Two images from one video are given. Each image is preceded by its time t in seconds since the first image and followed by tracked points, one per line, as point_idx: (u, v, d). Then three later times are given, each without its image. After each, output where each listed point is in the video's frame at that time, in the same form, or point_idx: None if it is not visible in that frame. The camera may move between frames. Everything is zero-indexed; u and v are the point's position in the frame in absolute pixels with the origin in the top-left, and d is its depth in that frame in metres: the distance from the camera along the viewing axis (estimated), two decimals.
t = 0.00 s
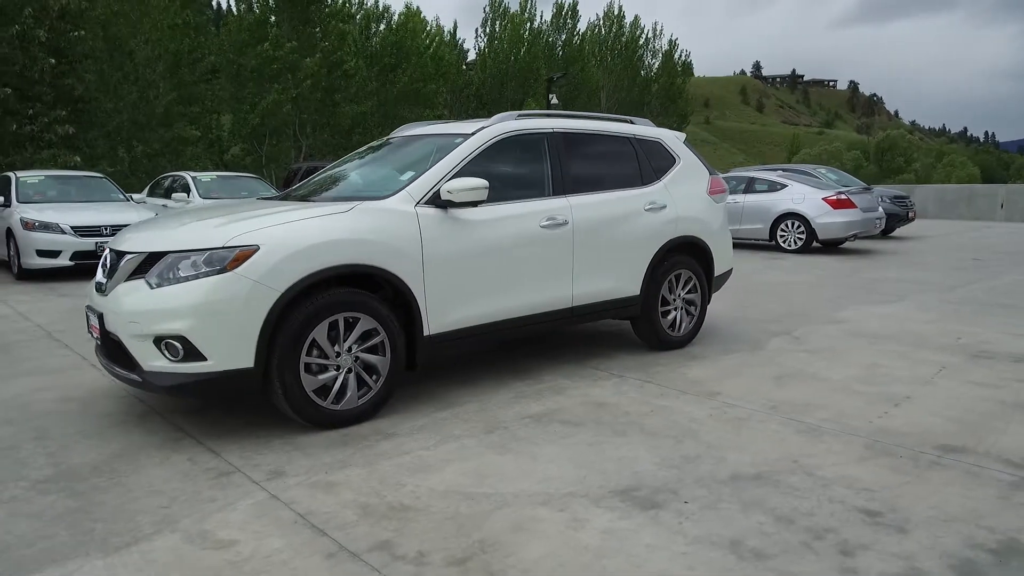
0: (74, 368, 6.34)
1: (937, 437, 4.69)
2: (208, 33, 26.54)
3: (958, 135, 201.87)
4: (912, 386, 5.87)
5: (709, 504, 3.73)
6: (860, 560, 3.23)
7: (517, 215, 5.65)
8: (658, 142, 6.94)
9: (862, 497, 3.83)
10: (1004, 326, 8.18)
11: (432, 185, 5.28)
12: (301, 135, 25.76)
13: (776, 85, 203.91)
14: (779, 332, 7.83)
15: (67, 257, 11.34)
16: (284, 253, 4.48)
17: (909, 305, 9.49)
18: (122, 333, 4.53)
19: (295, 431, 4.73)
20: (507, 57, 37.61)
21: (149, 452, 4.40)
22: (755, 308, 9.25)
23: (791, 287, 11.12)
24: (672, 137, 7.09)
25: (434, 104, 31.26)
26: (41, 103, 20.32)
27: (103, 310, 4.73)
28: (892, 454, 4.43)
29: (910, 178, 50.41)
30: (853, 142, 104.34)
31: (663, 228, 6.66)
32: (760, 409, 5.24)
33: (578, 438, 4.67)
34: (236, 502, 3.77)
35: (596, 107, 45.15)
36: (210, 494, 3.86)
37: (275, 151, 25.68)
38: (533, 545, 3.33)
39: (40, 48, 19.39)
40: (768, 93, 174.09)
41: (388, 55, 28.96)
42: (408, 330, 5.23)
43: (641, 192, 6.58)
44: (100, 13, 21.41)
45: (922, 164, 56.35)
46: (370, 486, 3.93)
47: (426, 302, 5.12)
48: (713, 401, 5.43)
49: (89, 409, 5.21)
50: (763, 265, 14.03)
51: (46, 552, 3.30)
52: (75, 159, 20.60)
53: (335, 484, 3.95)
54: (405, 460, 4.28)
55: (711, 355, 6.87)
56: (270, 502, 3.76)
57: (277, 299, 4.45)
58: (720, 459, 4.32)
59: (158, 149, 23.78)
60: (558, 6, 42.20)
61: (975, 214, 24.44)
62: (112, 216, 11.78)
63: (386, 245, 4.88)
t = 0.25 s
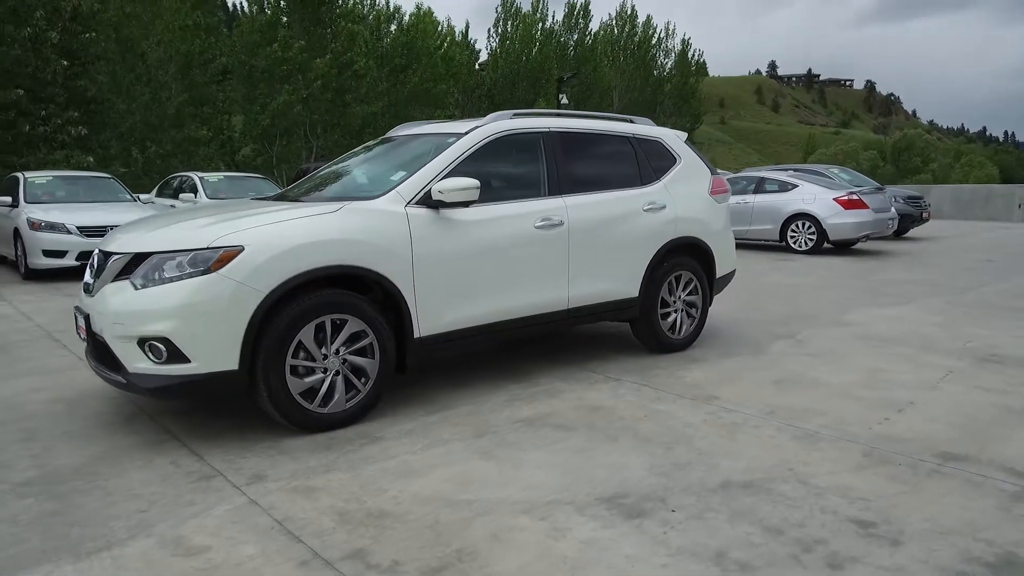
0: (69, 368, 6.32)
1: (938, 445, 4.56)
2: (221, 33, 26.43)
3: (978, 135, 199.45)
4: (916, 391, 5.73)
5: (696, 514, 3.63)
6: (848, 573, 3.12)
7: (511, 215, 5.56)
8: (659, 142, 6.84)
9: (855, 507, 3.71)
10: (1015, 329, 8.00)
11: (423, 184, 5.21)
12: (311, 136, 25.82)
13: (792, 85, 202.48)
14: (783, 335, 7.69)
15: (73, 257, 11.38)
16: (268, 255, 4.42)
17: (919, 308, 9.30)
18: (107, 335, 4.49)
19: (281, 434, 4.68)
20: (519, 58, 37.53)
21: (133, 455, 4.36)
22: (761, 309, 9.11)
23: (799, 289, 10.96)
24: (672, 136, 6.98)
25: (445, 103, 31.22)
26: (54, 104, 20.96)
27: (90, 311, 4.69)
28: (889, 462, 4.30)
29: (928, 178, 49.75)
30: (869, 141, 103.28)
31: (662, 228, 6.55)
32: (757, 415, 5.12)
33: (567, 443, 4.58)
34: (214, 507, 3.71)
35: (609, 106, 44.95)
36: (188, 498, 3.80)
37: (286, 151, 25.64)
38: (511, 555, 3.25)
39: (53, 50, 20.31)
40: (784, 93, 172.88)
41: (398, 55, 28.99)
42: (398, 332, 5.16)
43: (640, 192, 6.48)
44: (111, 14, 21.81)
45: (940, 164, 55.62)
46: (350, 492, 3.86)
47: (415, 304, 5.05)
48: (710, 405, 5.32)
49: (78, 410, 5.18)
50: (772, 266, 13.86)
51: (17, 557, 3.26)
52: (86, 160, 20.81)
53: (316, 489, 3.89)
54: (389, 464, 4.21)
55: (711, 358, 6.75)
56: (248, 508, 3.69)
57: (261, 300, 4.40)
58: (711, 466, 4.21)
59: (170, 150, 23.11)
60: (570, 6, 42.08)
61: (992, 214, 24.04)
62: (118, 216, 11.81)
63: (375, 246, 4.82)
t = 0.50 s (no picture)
0: (77, 368, 6.34)
1: (951, 455, 4.40)
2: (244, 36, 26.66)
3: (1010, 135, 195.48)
4: (932, 398, 5.56)
5: (693, 524, 3.52)
6: None
7: (514, 217, 5.49)
8: (668, 142, 6.74)
9: (860, 520, 3.58)
10: None
11: (424, 186, 5.16)
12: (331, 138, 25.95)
13: (819, 85, 200.06)
14: (797, 339, 7.52)
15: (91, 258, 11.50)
16: (265, 257, 4.40)
17: (940, 312, 9.07)
18: (106, 337, 4.49)
19: (279, 438, 4.65)
20: (539, 58, 37.47)
21: (130, 457, 4.34)
22: (776, 313, 8.95)
23: (817, 292, 10.75)
24: (682, 137, 6.88)
25: (464, 104, 31.23)
26: (80, 107, 21.27)
27: (90, 312, 4.70)
28: (899, 472, 4.16)
29: (957, 180, 48.76)
30: (898, 141, 101.61)
31: (671, 230, 6.45)
32: (764, 422, 4.99)
33: (568, 449, 4.49)
34: (204, 510, 3.67)
35: (631, 107, 44.67)
36: (180, 501, 3.77)
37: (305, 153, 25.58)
38: (500, 565, 3.17)
39: (78, 54, 20.73)
40: (811, 93, 170.84)
41: (418, 57, 29.24)
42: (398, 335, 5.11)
43: (647, 194, 6.38)
44: (137, 17, 22.58)
45: (970, 164, 54.49)
46: (342, 497, 3.81)
47: (415, 306, 5.00)
48: (717, 412, 5.20)
49: (82, 410, 5.19)
50: (793, 269, 13.63)
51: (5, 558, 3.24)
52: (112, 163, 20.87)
53: (308, 494, 3.84)
54: (384, 470, 4.15)
55: (723, 362, 6.61)
56: (239, 511, 3.65)
57: (257, 303, 4.37)
58: (713, 474, 4.10)
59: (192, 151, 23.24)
60: (591, 6, 41.91)
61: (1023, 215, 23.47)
62: (136, 217, 11.91)
63: (374, 248, 4.79)
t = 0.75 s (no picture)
0: (97, 364, 6.46)
1: (968, 462, 4.26)
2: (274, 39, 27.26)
3: None
4: (954, 404, 5.39)
5: (691, 529, 3.45)
6: None
7: (524, 216, 5.46)
8: (685, 141, 6.65)
9: (865, 527, 3.49)
10: None
11: (433, 185, 5.16)
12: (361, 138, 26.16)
13: (857, 83, 196.44)
14: (819, 342, 7.36)
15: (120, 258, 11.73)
16: (271, 255, 4.44)
17: (971, 316, 8.81)
18: (117, 334, 4.56)
19: (286, 435, 4.68)
20: (569, 58, 37.35)
21: (138, 453, 4.41)
22: (799, 316, 8.78)
23: (845, 295, 10.52)
24: (700, 135, 6.78)
25: (492, 105, 31.26)
26: (116, 109, 21.77)
27: (104, 310, 4.79)
28: (911, 479, 4.04)
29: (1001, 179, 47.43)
30: (939, 140, 99.25)
31: (686, 230, 6.36)
32: (776, 426, 4.89)
33: (572, 451, 4.44)
34: (204, 506, 3.70)
35: (662, 107, 44.30)
36: (183, 496, 3.82)
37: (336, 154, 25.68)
38: (491, 567, 3.14)
39: (113, 57, 21.27)
40: (849, 92, 167.80)
41: (447, 58, 29.27)
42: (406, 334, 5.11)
43: (663, 193, 6.30)
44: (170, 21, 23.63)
45: (1014, 163, 52.95)
46: (341, 495, 3.82)
47: (422, 305, 5.00)
48: (728, 415, 5.11)
49: (97, 406, 5.27)
50: (821, 271, 13.36)
51: (7, 550, 3.31)
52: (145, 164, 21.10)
53: (307, 491, 3.85)
54: (385, 469, 4.15)
55: (739, 364, 6.50)
56: (238, 508, 3.68)
57: (263, 301, 4.41)
58: (717, 479, 4.02)
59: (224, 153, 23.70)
60: (622, 6, 41.71)
61: None
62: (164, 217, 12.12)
63: (381, 247, 4.80)
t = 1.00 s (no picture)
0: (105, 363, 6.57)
1: (967, 467, 4.19)
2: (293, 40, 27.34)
3: None
4: (959, 408, 5.30)
5: (677, 531, 3.43)
6: None
7: (524, 216, 5.47)
8: (690, 141, 6.62)
9: (855, 532, 3.44)
10: None
11: (432, 186, 5.18)
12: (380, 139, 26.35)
13: (886, 83, 193.68)
14: (827, 344, 7.28)
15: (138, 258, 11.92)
16: (268, 255, 4.48)
17: (988, 318, 8.65)
18: (118, 332, 4.64)
19: (283, 434, 4.73)
20: (590, 59, 37.32)
21: (137, 450, 4.48)
22: (811, 318, 8.68)
23: (860, 297, 10.37)
24: (706, 135, 6.74)
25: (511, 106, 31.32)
26: (140, 112, 22.17)
27: (107, 308, 4.86)
28: (906, 484, 3.98)
29: None
30: (969, 140, 97.47)
31: (690, 231, 6.32)
32: (774, 428, 4.84)
33: (565, 451, 4.44)
34: (196, 503, 3.76)
35: (684, 106, 44.03)
36: (176, 492, 3.87)
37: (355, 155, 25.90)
38: (471, 567, 3.15)
39: (137, 61, 21.60)
40: (877, 92, 165.57)
41: (466, 59, 29.05)
42: (403, 334, 5.14)
43: (666, 194, 6.28)
44: (194, 24, 24.30)
45: None
46: (330, 494, 3.85)
47: (419, 305, 5.03)
48: (726, 417, 5.07)
49: (102, 404, 5.37)
50: (838, 272, 13.20)
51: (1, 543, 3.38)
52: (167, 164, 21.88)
53: (298, 490, 3.89)
54: (377, 467, 4.18)
55: (744, 366, 6.44)
56: (229, 504, 3.73)
57: (260, 301, 4.46)
58: (708, 481, 4.00)
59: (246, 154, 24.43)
60: (643, 5, 41.56)
61: None
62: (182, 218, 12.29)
63: (377, 248, 4.83)
